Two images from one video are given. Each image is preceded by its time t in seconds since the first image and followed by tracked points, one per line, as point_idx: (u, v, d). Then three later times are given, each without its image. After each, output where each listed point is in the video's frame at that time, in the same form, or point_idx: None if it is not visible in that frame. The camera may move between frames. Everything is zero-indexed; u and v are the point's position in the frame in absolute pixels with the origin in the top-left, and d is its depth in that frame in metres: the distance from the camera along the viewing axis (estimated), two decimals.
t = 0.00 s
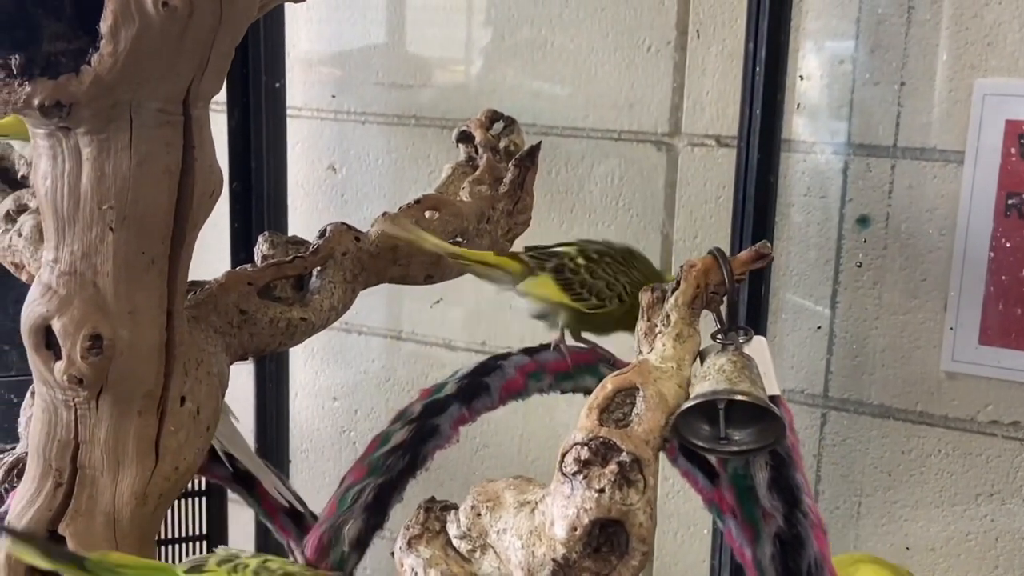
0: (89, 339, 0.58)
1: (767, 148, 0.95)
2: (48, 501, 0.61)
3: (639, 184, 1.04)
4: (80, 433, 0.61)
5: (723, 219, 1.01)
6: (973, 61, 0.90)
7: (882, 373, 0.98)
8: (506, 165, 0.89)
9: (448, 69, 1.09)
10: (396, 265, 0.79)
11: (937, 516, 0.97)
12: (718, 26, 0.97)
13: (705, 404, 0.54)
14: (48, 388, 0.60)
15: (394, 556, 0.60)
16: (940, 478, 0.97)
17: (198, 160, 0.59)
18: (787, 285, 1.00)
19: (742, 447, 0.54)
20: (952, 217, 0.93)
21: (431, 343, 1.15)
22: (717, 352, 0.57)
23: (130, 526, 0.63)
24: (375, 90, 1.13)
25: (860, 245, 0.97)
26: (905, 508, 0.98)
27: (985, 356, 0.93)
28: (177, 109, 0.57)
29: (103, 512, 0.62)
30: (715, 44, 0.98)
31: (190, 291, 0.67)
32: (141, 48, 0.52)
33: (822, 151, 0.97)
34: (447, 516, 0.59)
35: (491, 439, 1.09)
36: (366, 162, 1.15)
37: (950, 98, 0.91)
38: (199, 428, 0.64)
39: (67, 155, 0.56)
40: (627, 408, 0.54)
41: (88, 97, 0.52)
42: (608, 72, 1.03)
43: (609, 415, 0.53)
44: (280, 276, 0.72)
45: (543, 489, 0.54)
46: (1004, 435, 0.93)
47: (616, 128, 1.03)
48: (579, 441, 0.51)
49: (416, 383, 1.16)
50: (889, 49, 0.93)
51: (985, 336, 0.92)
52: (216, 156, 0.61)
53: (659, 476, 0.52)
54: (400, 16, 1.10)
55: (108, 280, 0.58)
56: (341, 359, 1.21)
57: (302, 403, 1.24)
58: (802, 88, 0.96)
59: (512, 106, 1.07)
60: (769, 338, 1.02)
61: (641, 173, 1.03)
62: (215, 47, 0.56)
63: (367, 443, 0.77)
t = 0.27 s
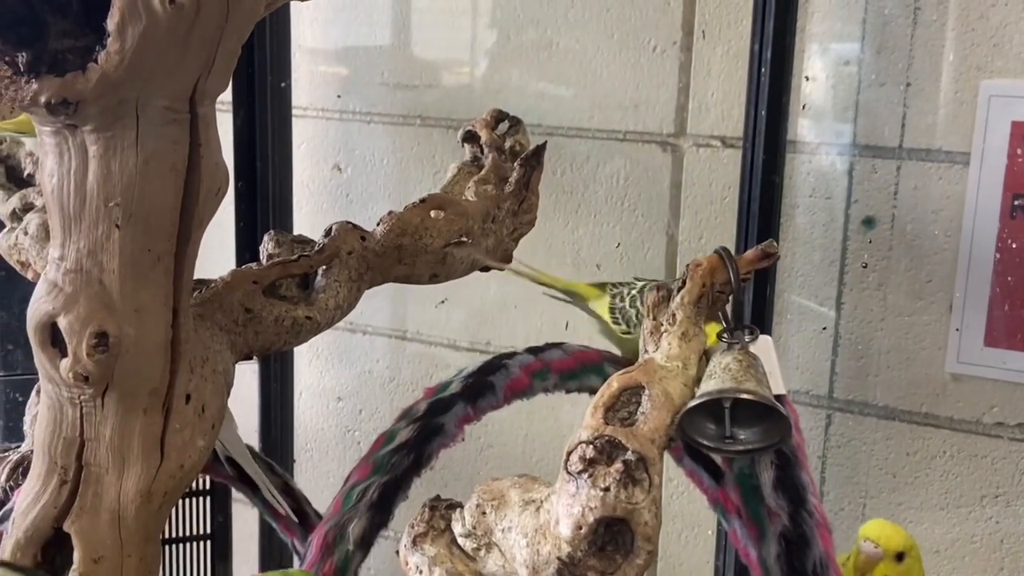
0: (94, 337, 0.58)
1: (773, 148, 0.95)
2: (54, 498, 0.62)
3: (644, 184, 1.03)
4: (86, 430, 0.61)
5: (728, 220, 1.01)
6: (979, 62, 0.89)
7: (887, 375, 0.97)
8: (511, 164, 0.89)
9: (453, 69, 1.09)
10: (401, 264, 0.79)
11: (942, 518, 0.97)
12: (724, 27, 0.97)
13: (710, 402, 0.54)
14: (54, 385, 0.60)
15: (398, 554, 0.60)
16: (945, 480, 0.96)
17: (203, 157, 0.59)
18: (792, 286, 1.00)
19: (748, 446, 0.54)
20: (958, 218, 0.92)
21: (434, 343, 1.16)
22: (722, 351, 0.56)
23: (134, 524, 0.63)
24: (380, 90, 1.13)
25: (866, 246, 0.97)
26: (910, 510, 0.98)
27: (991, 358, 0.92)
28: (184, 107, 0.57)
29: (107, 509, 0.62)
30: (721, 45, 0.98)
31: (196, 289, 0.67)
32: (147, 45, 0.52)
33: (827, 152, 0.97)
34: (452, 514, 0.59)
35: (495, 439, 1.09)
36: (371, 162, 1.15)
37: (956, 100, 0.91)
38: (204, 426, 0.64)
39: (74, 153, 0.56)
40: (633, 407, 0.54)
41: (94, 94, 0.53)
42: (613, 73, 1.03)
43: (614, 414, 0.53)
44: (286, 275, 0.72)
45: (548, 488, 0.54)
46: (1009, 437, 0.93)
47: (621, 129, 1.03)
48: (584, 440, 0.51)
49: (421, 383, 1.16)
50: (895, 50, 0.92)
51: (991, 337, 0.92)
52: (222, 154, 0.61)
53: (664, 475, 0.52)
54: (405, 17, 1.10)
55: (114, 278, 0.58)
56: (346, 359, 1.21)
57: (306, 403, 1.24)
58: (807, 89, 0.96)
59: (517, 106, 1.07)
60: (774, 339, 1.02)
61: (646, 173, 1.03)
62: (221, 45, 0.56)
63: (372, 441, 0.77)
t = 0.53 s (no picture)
0: (98, 333, 0.58)
1: (777, 148, 0.95)
2: (57, 495, 0.62)
3: (648, 184, 1.03)
4: (89, 426, 0.61)
5: (731, 219, 1.01)
6: (984, 61, 0.89)
7: (891, 374, 0.97)
8: (515, 163, 0.89)
9: (457, 69, 1.09)
10: (405, 262, 0.79)
11: (946, 518, 0.97)
12: (727, 26, 0.97)
13: (713, 398, 0.54)
14: (58, 381, 0.60)
15: (402, 550, 0.60)
16: (949, 480, 0.96)
17: (208, 154, 0.59)
18: (795, 286, 1.00)
19: (751, 444, 0.54)
20: (961, 218, 0.92)
21: (436, 342, 1.16)
22: (726, 348, 0.57)
23: (138, 521, 0.63)
24: (383, 89, 1.13)
25: (870, 245, 0.97)
26: (913, 510, 0.98)
27: (994, 359, 0.92)
28: (189, 103, 0.58)
29: (111, 505, 0.62)
30: (725, 45, 0.98)
31: (200, 286, 0.67)
32: (152, 41, 0.52)
33: (831, 152, 0.97)
34: (455, 511, 0.59)
35: (499, 438, 1.09)
36: (375, 161, 1.15)
37: (961, 99, 0.91)
38: (208, 422, 0.64)
39: (79, 148, 0.56)
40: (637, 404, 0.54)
41: (99, 90, 0.53)
42: (617, 72, 1.03)
43: (618, 411, 0.53)
44: (289, 272, 0.72)
45: (552, 485, 0.54)
46: (1013, 437, 0.93)
47: (625, 128, 1.03)
48: (588, 436, 0.51)
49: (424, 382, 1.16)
50: (899, 50, 0.92)
51: (995, 337, 0.92)
52: (226, 151, 0.61)
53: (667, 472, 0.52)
54: (409, 16, 1.10)
55: (118, 274, 0.58)
56: (349, 358, 1.21)
57: (308, 402, 1.24)
58: (811, 89, 0.96)
59: (520, 106, 1.07)
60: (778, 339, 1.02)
61: (649, 173, 1.03)
62: (226, 42, 0.56)
63: (376, 438, 0.77)
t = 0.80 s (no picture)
0: (100, 333, 0.58)
1: (779, 149, 0.95)
2: (59, 494, 0.62)
3: (650, 184, 1.03)
4: (91, 426, 0.61)
5: (733, 220, 1.01)
6: (987, 63, 0.89)
7: (893, 376, 0.97)
8: (517, 164, 0.89)
9: (459, 69, 1.09)
10: (406, 262, 0.79)
11: (948, 520, 0.97)
12: (730, 27, 0.97)
13: (714, 398, 0.54)
14: (59, 381, 0.60)
15: (403, 550, 0.60)
16: (951, 482, 0.96)
17: (210, 153, 0.59)
18: (797, 287, 1.00)
19: (753, 444, 0.54)
20: (964, 220, 0.92)
21: (437, 343, 1.16)
22: (728, 349, 0.56)
23: (139, 520, 0.63)
24: (386, 90, 1.13)
25: (872, 247, 0.97)
26: (915, 512, 0.98)
27: (997, 360, 0.92)
28: (191, 103, 0.58)
29: (113, 505, 0.62)
30: (727, 46, 0.98)
31: (202, 286, 0.67)
32: (155, 41, 0.52)
33: (833, 153, 0.96)
34: (457, 511, 0.59)
35: (500, 439, 1.09)
36: (377, 161, 1.15)
37: (963, 101, 0.91)
38: (209, 422, 0.65)
39: (81, 148, 0.56)
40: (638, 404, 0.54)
41: (102, 90, 0.53)
42: (619, 73, 1.02)
43: (619, 411, 0.53)
44: (291, 272, 0.72)
45: (553, 485, 0.54)
46: (1015, 439, 0.93)
47: (627, 129, 1.03)
48: (590, 437, 0.51)
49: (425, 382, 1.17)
50: (902, 51, 0.92)
51: (998, 339, 0.92)
52: (229, 151, 0.61)
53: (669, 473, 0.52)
54: (411, 17, 1.10)
55: (120, 274, 0.58)
56: (350, 358, 1.21)
57: (309, 401, 1.24)
58: (814, 89, 0.96)
59: (522, 106, 1.07)
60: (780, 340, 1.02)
61: (651, 174, 1.03)
62: (228, 42, 0.56)
63: (379, 436, 0.77)
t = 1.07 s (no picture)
0: (101, 332, 0.58)
1: (781, 148, 0.95)
2: (59, 493, 0.62)
3: (651, 183, 1.03)
4: (91, 424, 0.61)
5: (734, 219, 1.00)
6: (988, 63, 0.89)
7: (894, 376, 0.97)
8: (518, 163, 0.89)
9: (461, 68, 1.09)
10: (408, 261, 0.78)
11: (949, 520, 0.97)
12: (731, 27, 0.97)
13: (717, 398, 0.54)
14: (60, 379, 0.60)
15: (403, 549, 0.60)
16: (951, 482, 0.96)
17: (211, 152, 0.59)
18: (797, 288, 1.00)
19: (755, 444, 0.54)
20: (965, 220, 0.92)
21: (438, 342, 1.16)
22: (729, 348, 0.56)
23: (140, 519, 0.63)
24: (387, 89, 1.13)
25: (873, 247, 0.96)
26: (915, 512, 0.98)
27: (998, 361, 0.92)
28: (193, 102, 0.58)
29: (113, 504, 0.62)
30: (729, 46, 0.98)
31: (203, 284, 0.67)
32: (156, 39, 0.52)
33: (834, 153, 0.96)
34: (458, 510, 0.59)
35: (501, 439, 1.09)
36: (378, 161, 1.15)
37: (965, 101, 0.91)
38: (210, 420, 0.65)
39: (82, 146, 0.56)
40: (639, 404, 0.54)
41: (103, 88, 0.53)
42: (621, 73, 1.02)
43: (621, 411, 0.53)
44: (292, 271, 0.72)
45: (554, 485, 0.54)
46: (1017, 440, 0.93)
47: (628, 128, 1.03)
48: (591, 436, 0.51)
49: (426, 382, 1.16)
50: (904, 51, 0.92)
51: (999, 339, 0.92)
52: (230, 150, 0.61)
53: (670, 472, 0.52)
54: (413, 16, 1.11)
55: (121, 272, 0.58)
56: (351, 358, 1.21)
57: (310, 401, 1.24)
58: (815, 89, 0.96)
59: (524, 106, 1.07)
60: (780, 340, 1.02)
61: (652, 174, 1.03)
62: (230, 40, 0.56)
63: (378, 435, 0.77)
